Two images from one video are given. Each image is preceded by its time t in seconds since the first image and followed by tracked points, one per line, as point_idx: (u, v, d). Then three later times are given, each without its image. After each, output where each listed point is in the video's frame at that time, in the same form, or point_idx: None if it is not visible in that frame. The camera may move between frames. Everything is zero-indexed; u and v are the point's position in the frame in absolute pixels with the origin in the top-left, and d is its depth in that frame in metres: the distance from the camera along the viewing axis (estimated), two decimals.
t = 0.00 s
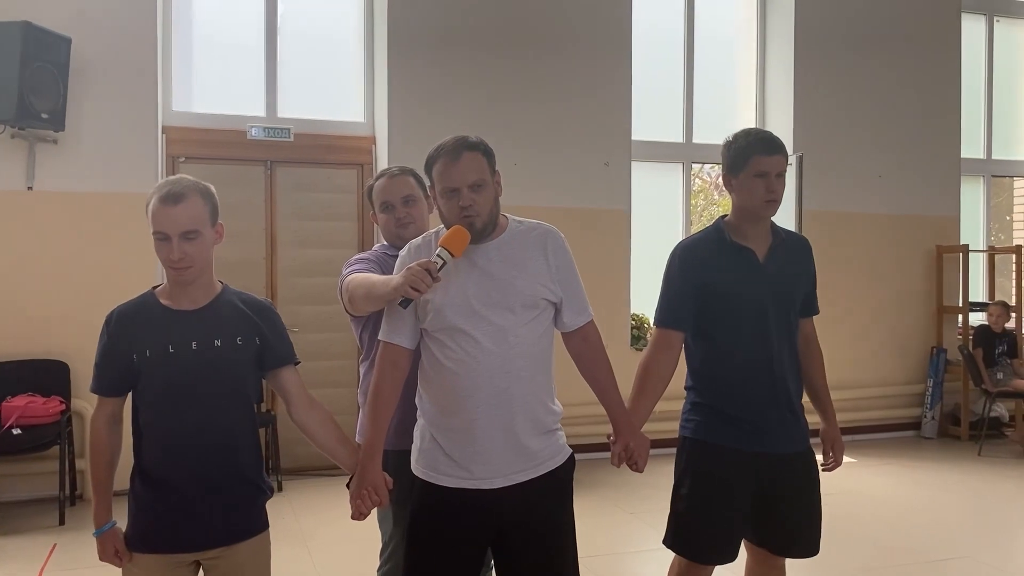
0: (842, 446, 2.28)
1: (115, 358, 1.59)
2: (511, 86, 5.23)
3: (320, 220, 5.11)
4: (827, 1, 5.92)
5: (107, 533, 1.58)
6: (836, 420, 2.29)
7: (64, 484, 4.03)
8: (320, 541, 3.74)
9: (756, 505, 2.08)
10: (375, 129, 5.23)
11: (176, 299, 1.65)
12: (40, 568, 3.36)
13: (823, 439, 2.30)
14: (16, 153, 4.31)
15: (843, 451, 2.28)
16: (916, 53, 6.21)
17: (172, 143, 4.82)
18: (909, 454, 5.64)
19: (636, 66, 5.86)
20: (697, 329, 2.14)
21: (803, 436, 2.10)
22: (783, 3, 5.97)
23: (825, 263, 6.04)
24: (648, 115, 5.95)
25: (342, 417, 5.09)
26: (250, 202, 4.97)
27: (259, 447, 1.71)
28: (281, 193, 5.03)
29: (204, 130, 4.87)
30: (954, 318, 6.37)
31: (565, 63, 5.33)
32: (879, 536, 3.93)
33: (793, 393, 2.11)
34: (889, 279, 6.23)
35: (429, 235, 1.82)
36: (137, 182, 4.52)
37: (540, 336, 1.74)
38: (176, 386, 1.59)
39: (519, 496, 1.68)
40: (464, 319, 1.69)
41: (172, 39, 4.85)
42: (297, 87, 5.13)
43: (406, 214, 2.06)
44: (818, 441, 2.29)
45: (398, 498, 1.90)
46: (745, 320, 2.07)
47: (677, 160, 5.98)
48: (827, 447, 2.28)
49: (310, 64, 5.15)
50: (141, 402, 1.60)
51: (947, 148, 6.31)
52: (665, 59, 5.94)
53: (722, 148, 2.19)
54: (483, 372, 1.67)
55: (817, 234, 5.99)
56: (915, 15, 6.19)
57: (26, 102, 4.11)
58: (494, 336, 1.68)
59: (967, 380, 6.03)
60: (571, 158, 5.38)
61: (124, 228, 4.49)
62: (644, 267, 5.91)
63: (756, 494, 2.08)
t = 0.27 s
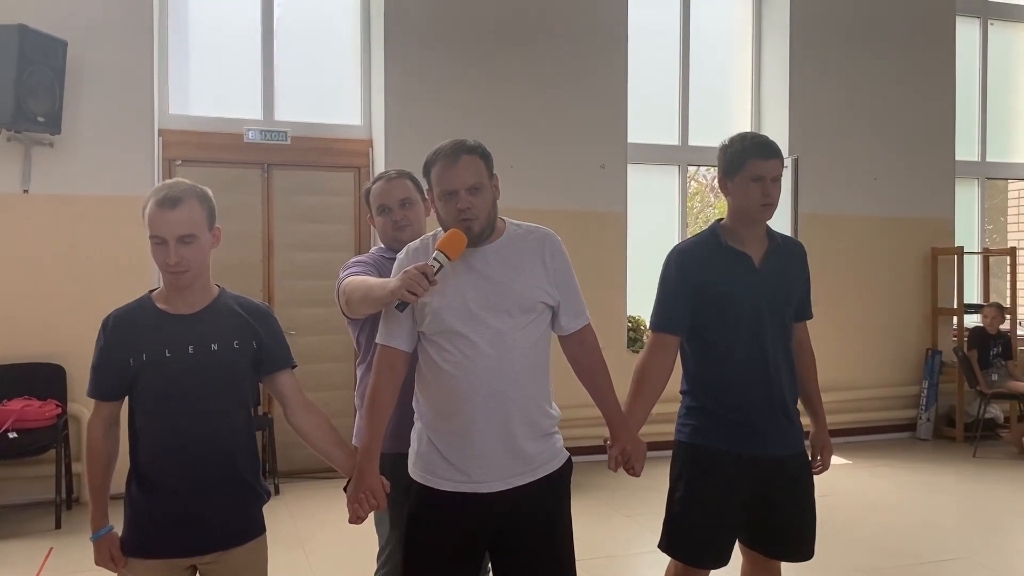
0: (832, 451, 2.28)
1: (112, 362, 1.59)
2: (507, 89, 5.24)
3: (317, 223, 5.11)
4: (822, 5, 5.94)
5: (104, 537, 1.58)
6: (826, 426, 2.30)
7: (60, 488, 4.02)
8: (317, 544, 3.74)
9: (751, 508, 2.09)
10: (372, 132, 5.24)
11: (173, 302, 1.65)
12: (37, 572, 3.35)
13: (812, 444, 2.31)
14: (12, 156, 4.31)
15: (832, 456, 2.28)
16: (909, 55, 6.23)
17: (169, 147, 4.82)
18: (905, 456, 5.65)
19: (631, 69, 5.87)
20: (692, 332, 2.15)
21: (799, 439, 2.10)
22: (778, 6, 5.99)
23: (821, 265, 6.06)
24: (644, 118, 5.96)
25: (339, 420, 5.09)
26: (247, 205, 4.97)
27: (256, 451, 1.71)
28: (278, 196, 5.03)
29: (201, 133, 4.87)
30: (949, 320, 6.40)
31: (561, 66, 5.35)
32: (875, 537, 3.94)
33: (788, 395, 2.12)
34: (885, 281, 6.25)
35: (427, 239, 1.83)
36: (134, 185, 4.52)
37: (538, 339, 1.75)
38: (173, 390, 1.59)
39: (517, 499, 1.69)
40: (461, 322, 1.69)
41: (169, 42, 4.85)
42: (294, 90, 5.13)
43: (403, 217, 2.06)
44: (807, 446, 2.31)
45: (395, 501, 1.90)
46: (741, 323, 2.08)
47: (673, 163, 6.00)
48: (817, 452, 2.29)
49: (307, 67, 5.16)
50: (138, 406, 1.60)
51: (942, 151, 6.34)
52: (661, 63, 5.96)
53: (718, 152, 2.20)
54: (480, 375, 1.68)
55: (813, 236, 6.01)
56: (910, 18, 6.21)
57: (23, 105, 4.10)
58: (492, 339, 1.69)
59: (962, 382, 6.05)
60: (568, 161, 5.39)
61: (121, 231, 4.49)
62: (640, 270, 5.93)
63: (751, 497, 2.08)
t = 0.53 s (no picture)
0: (831, 452, 2.27)
1: (106, 367, 1.58)
2: (504, 90, 5.23)
3: (312, 225, 5.10)
4: (818, 6, 5.94)
5: (99, 544, 1.57)
6: (825, 427, 2.29)
7: (55, 491, 4.01)
8: (313, 547, 3.72)
9: (748, 511, 2.08)
10: (368, 133, 5.23)
11: (167, 306, 1.64)
12: None
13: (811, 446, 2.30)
14: (6, 158, 4.29)
15: (831, 457, 2.27)
16: (906, 56, 6.23)
17: (164, 148, 4.80)
18: (902, 457, 5.65)
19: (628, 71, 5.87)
20: (690, 334, 2.14)
21: (797, 441, 2.10)
22: (774, 7, 5.99)
23: (818, 266, 6.06)
24: (641, 119, 5.96)
25: (335, 422, 5.07)
26: (243, 207, 4.96)
27: (251, 456, 1.70)
28: (273, 198, 5.01)
29: (196, 134, 4.86)
30: (946, 320, 6.40)
31: (558, 67, 5.34)
32: (873, 539, 3.94)
33: (786, 398, 2.11)
34: (882, 281, 6.25)
35: (423, 241, 1.82)
36: (129, 187, 4.50)
37: (534, 342, 1.74)
38: (167, 395, 1.58)
39: (515, 503, 1.68)
40: (457, 325, 1.68)
41: (164, 43, 4.84)
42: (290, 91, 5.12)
43: (400, 219, 2.05)
44: (807, 447, 2.29)
45: (391, 505, 1.89)
46: (739, 325, 2.07)
47: (670, 164, 6.00)
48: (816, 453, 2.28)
49: (303, 69, 5.14)
50: (132, 411, 1.58)
51: (938, 151, 6.34)
52: (658, 64, 5.96)
53: (715, 154, 2.19)
54: (477, 379, 1.67)
55: (810, 237, 6.01)
56: (906, 18, 6.22)
57: (17, 107, 4.09)
58: (488, 342, 1.68)
59: (959, 383, 6.05)
60: (564, 162, 5.38)
61: (116, 233, 4.47)
62: (637, 271, 5.92)
63: (749, 500, 2.07)
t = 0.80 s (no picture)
0: (834, 452, 2.26)
1: (100, 368, 1.56)
2: (503, 90, 5.22)
3: (310, 225, 5.08)
4: (817, 6, 5.94)
5: (93, 547, 1.56)
6: (828, 427, 2.28)
7: (51, 492, 3.99)
8: (310, 548, 3.71)
9: (748, 513, 2.07)
10: (366, 133, 5.22)
11: (162, 306, 1.62)
12: None
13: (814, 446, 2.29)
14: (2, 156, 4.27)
15: (835, 457, 2.26)
16: (904, 56, 6.23)
17: (161, 147, 4.78)
18: (901, 458, 5.64)
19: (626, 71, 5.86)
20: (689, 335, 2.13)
21: (797, 443, 2.08)
22: (773, 7, 5.98)
23: (816, 266, 6.05)
24: (640, 119, 5.95)
25: (333, 423, 5.06)
26: (240, 207, 4.94)
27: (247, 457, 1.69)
28: (271, 197, 5.00)
29: (193, 133, 4.84)
30: (944, 321, 6.39)
31: (557, 67, 5.33)
32: (871, 540, 3.93)
33: (786, 399, 2.10)
34: (881, 282, 6.25)
35: (420, 242, 1.80)
36: (125, 186, 4.49)
37: (531, 343, 1.72)
38: (162, 396, 1.56)
39: (513, 505, 1.67)
40: (454, 326, 1.67)
41: (161, 42, 4.82)
42: (288, 91, 5.10)
43: (397, 219, 2.04)
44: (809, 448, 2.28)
45: (388, 506, 1.88)
46: (738, 326, 2.06)
47: (668, 164, 5.99)
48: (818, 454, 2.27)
49: (301, 68, 5.13)
50: (126, 412, 1.57)
51: (937, 152, 6.34)
52: (657, 64, 5.95)
53: (715, 154, 2.18)
54: (474, 380, 1.65)
55: (809, 237, 6.01)
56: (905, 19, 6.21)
57: (13, 105, 4.07)
58: (485, 343, 1.66)
59: (958, 384, 6.04)
60: (562, 162, 5.37)
61: (112, 233, 4.46)
62: (636, 271, 5.91)
63: (749, 502, 2.06)
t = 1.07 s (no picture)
0: (836, 457, 2.26)
1: (98, 374, 1.56)
2: (502, 93, 5.22)
3: (309, 227, 5.08)
4: (817, 8, 5.94)
5: (91, 553, 1.55)
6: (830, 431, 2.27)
7: (49, 494, 3.98)
8: (309, 551, 3.71)
9: (749, 518, 2.06)
10: (366, 135, 5.22)
11: (160, 311, 1.62)
12: None
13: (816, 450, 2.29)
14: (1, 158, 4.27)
15: (837, 461, 2.26)
16: (904, 59, 6.23)
17: (160, 149, 4.78)
18: (900, 461, 5.64)
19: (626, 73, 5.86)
20: (689, 340, 2.12)
21: (798, 448, 2.08)
22: (773, 10, 5.99)
23: (816, 269, 6.05)
24: (639, 122, 5.95)
25: (332, 425, 5.05)
26: (239, 209, 4.94)
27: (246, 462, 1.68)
28: (271, 199, 5.00)
29: (192, 135, 4.84)
30: (944, 323, 6.39)
31: (556, 70, 5.34)
32: (871, 543, 3.93)
33: (786, 404, 2.09)
34: (880, 284, 6.24)
35: (419, 247, 1.80)
36: (124, 188, 4.48)
37: (531, 349, 1.72)
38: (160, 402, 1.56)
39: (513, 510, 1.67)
40: (453, 332, 1.67)
41: (161, 44, 4.82)
42: (287, 93, 5.10)
43: (397, 224, 2.03)
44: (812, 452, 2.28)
45: (386, 512, 1.88)
46: (738, 332, 2.06)
47: (668, 166, 5.99)
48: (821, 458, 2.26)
49: (301, 70, 5.13)
50: (125, 418, 1.57)
51: (936, 154, 6.34)
52: (656, 67, 5.95)
53: (715, 158, 2.17)
54: (473, 386, 1.65)
55: (809, 240, 6.01)
56: (904, 21, 6.22)
57: (11, 107, 4.06)
58: (485, 349, 1.66)
59: (958, 386, 6.04)
60: (562, 164, 5.37)
61: (111, 234, 4.45)
62: (635, 273, 5.91)
63: (749, 507, 2.06)
